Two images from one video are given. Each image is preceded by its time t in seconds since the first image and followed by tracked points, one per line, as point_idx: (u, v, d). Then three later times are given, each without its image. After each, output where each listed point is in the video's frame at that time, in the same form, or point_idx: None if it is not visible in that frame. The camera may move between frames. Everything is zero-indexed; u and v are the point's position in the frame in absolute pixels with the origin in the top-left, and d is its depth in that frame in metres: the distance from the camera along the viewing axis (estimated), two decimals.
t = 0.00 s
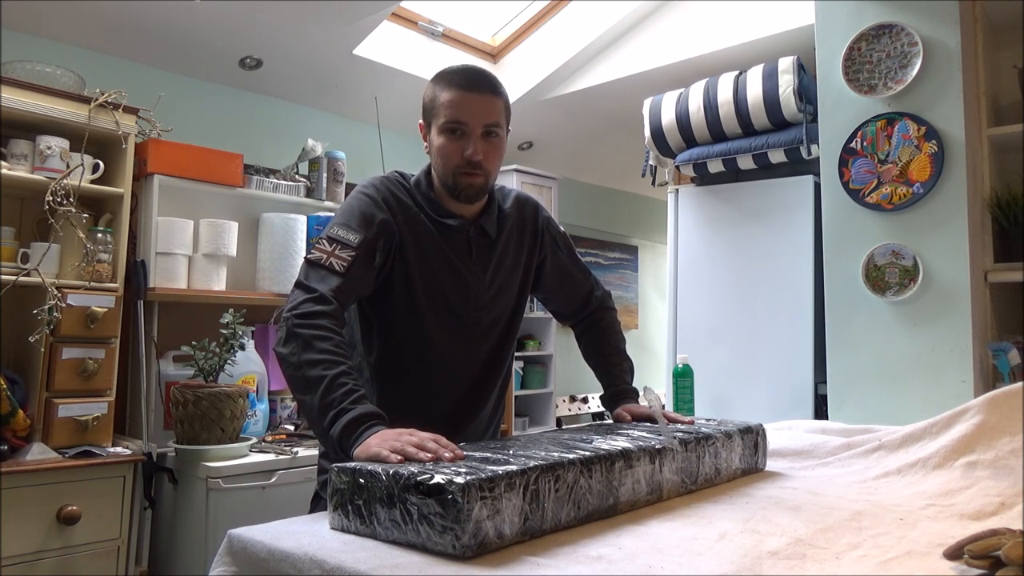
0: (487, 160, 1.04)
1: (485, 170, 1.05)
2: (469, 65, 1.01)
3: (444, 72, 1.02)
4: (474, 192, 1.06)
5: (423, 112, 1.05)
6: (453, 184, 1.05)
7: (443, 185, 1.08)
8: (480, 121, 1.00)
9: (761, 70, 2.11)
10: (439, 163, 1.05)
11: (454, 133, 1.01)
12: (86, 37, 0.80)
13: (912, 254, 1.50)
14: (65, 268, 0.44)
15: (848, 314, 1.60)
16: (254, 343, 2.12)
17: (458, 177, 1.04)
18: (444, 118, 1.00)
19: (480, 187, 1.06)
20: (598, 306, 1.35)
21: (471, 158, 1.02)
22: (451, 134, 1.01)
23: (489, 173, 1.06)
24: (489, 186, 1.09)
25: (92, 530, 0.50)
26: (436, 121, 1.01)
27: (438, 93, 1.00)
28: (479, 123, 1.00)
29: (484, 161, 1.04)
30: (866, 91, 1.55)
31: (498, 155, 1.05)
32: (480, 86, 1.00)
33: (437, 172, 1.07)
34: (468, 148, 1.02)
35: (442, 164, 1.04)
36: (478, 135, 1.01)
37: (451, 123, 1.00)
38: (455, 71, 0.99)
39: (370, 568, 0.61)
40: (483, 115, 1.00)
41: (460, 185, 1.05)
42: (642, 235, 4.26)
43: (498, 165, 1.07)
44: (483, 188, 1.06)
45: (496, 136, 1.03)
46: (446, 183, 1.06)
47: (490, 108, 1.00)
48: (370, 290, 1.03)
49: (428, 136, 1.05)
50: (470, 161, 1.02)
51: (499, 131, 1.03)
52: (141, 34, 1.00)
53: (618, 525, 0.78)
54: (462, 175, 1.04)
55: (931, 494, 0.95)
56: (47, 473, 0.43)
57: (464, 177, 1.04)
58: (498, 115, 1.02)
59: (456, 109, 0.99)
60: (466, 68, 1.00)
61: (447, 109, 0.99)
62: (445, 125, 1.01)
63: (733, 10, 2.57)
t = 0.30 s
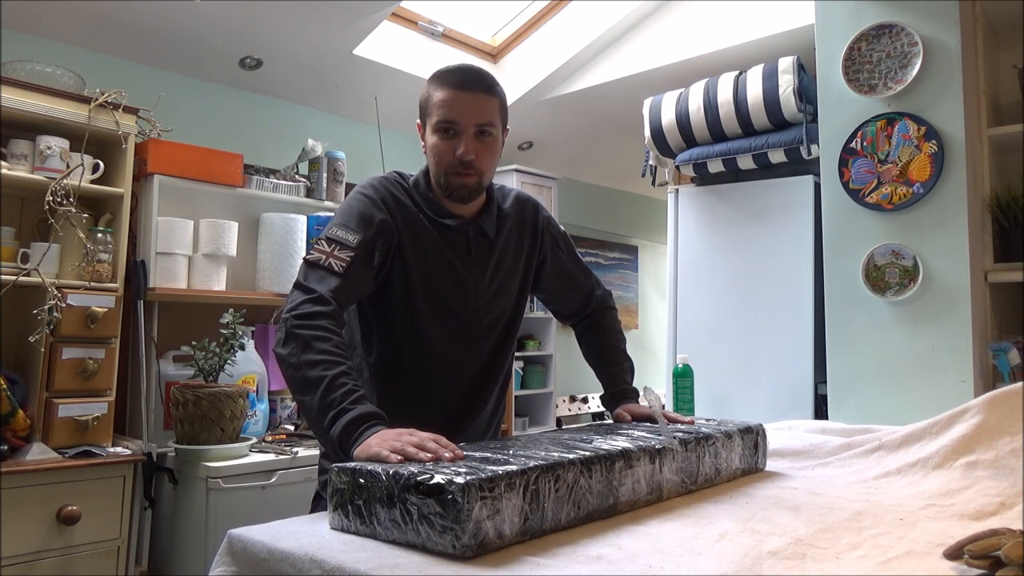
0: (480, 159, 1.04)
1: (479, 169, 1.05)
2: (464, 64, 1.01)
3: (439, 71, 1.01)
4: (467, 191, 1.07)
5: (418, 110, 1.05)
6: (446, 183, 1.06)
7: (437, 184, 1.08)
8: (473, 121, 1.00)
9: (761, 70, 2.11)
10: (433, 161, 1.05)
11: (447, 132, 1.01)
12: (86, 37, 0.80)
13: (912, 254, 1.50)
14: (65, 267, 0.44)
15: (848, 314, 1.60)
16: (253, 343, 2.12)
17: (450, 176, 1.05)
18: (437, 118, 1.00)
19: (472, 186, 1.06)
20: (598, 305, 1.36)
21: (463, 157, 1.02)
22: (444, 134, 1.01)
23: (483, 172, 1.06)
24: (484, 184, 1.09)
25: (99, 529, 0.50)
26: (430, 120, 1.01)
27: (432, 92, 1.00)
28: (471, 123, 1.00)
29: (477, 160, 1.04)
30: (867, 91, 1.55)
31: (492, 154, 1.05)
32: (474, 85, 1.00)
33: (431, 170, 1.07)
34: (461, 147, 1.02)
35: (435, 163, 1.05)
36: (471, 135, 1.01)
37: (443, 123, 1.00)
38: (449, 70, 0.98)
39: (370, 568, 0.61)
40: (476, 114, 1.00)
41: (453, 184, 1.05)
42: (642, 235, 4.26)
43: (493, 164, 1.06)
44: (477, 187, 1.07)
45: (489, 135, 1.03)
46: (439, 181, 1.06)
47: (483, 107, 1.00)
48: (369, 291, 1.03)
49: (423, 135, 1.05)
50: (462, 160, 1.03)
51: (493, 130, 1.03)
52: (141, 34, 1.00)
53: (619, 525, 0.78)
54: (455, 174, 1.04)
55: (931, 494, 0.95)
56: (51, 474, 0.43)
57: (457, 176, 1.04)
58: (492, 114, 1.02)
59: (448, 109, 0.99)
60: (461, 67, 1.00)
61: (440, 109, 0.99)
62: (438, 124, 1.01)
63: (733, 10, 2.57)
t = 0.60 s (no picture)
0: (480, 160, 1.04)
1: (479, 170, 1.05)
2: (465, 64, 1.01)
3: (440, 70, 1.01)
4: (467, 192, 1.07)
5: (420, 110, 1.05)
6: (446, 183, 1.06)
7: (437, 184, 1.08)
8: (474, 121, 1.00)
9: (761, 70, 2.11)
10: (434, 161, 1.05)
11: (448, 132, 1.01)
12: (85, 37, 0.80)
13: (912, 254, 1.50)
14: (65, 268, 0.44)
15: (848, 314, 1.60)
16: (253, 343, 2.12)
17: (450, 176, 1.05)
18: (438, 118, 1.00)
19: (472, 187, 1.06)
20: (599, 305, 1.36)
21: (464, 158, 1.03)
22: (445, 134, 1.01)
23: (483, 173, 1.06)
24: (484, 185, 1.10)
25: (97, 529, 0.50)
26: (430, 119, 1.01)
27: (433, 91, 1.00)
28: (472, 123, 1.00)
29: (477, 161, 1.04)
30: (867, 91, 1.55)
31: (493, 155, 1.05)
32: (475, 85, 1.00)
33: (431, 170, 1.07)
34: (461, 148, 1.02)
35: (435, 163, 1.05)
36: (472, 136, 1.01)
37: (444, 123, 1.00)
38: (451, 70, 0.99)
39: (370, 568, 0.61)
40: (476, 115, 1.00)
41: (452, 184, 1.05)
42: (642, 235, 4.26)
43: (493, 165, 1.07)
44: (477, 187, 1.07)
45: (491, 136, 1.03)
46: (439, 182, 1.06)
47: (484, 108, 1.00)
48: (368, 291, 1.03)
49: (423, 134, 1.05)
50: (462, 161, 1.03)
51: (494, 130, 1.03)
52: (141, 34, 1.00)
53: (619, 525, 0.78)
54: (454, 174, 1.04)
55: (931, 494, 0.95)
56: (50, 475, 0.42)
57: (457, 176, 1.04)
58: (493, 115, 1.02)
59: (449, 109, 0.99)
60: (462, 67, 1.00)
61: (441, 109, 0.99)
62: (438, 124, 1.01)
63: (733, 10, 2.57)
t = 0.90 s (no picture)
0: (482, 162, 1.04)
1: (480, 172, 1.05)
2: (467, 65, 1.01)
3: (441, 71, 1.01)
4: (468, 193, 1.06)
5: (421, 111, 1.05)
6: (447, 184, 1.05)
7: (438, 186, 1.08)
8: (475, 122, 1.00)
9: (761, 70, 2.11)
10: (435, 163, 1.05)
11: (449, 134, 1.01)
12: (86, 37, 0.80)
13: (912, 254, 1.50)
14: (65, 268, 0.44)
15: (848, 314, 1.60)
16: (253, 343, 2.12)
17: (452, 178, 1.05)
18: (439, 119, 1.00)
19: (474, 188, 1.06)
20: (599, 305, 1.36)
21: (465, 159, 1.02)
22: (446, 135, 1.01)
23: (484, 174, 1.06)
24: (485, 186, 1.09)
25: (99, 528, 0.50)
26: (432, 121, 1.01)
27: (435, 92, 1.00)
28: (474, 124, 1.00)
29: (479, 162, 1.04)
30: (867, 91, 1.55)
31: (494, 156, 1.05)
32: (477, 87, 1.00)
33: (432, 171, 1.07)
34: (462, 149, 1.02)
35: (437, 164, 1.05)
36: (473, 137, 1.01)
37: (445, 125, 1.00)
38: (452, 71, 0.99)
39: (370, 568, 0.61)
40: (478, 116, 1.00)
41: (454, 185, 1.05)
42: (642, 235, 4.26)
43: (494, 166, 1.06)
44: (478, 189, 1.07)
45: (492, 137, 1.03)
46: (441, 183, 1.06)
47: (486, 109, 1.00)
48: (368, 291, 1.03)
49: (424, 135, 1.05)
50: (464, 162, 1.03)
51: (495, 132, 1.03)
52: (141, 33, 1.00)
53: (619, 525, 0.78)
54: (456, 176, 1.04)
55: (931, 494, 0.95)
56: (51, 475, 0.42)
57: (458, 178, 1.04)
58: (494, 116, 1.02)
59: (451, 110, 0.99)
60: (463, 67, 1.00)
61: (442, 110, 0.99)
62: (440, 126, 1.01)
63: (733, 10, 2.57)
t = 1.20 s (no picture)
0: (482, 162, 1.04)
1: (481, 172, 1.05)
2: (468, 65, 1.01)
3: (442, 71, 1.01)
4: (468, 193, 1.06)
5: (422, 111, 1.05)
6: (448, 184, 1.05)
7: (438, 185, 1.08)
8: (475, 122, 1.00)
9: (761, 70, 2.11)
10: (435, 162, 1.05)
11: (449, 134, 1.01)
12: (86, 36, 0.80)
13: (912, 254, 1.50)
14: (65, 268, 0.44)
15: (848, 314, 1.60)
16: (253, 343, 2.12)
17: (452, 177, 1.05)
18: (440, 119, 1.00)
19: (474, 188, 1.06)
20: (599, 305, 1.36)
21: (465, 159, 1.02)
22: (447, 135, 1.01)
23: (485, 174, 1.06)
24: (486, 186, 1.09)
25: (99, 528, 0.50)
26: (433, 120, 1.01)
27: (435, 92, 1.00)
28: (474, 124, 1.00)
29: (479, 162, 1.04)
30: (867, 91, 1.55)
31: (494, 157, 1.05)
32: (478, 86, 1.00)
33: (433, 171, 1.07)
34: (462, 149, 1.02)
35: (437, 164, 1.05)
36: (473, 137, 1.01)
37: (446, 124, 1.00)
38: (453, 70, 0.99)
39: (370, 568, 0.61)
40: (478, 116, 1.00)
41: (454, 185, 1.05)
42: (642, 235, 4.25)
43: (495, 166, 1.06)
44: (478, 188, 1.07)
45: (492, 137, 1.03)
46: (441, 183, 1.06)
47: (486, 108, 1.00)
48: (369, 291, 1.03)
49: (425, 135, 1.05)
50: (464, 162, 1.03)
51: (495, 132, 1.03)
52: (141, 33, 1.01)
53: (619, 525, 0.78)
54: (456, 175, 1.04)
55: (931, 494, 0.95)
56: (49, 476, 0.42)
57: (459, 177, 1.04)
58: (495, 116, 1.02)
59: (451, 110, 0.99)
60: (463, 67, 1.00)
61: (443, 110, 0.99)
62: (440, 125, 1.01)
63: (733, 10, 2.57)
